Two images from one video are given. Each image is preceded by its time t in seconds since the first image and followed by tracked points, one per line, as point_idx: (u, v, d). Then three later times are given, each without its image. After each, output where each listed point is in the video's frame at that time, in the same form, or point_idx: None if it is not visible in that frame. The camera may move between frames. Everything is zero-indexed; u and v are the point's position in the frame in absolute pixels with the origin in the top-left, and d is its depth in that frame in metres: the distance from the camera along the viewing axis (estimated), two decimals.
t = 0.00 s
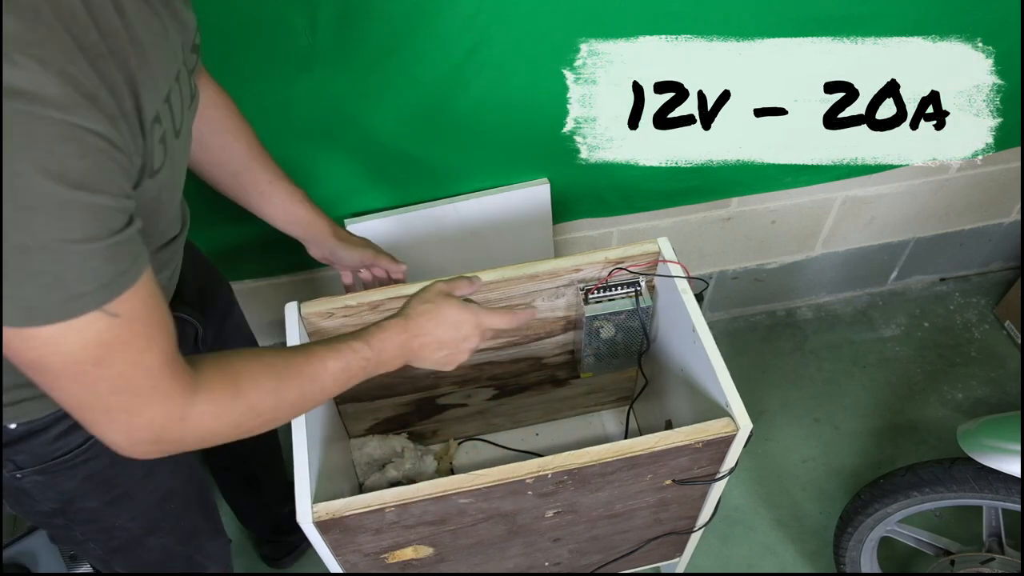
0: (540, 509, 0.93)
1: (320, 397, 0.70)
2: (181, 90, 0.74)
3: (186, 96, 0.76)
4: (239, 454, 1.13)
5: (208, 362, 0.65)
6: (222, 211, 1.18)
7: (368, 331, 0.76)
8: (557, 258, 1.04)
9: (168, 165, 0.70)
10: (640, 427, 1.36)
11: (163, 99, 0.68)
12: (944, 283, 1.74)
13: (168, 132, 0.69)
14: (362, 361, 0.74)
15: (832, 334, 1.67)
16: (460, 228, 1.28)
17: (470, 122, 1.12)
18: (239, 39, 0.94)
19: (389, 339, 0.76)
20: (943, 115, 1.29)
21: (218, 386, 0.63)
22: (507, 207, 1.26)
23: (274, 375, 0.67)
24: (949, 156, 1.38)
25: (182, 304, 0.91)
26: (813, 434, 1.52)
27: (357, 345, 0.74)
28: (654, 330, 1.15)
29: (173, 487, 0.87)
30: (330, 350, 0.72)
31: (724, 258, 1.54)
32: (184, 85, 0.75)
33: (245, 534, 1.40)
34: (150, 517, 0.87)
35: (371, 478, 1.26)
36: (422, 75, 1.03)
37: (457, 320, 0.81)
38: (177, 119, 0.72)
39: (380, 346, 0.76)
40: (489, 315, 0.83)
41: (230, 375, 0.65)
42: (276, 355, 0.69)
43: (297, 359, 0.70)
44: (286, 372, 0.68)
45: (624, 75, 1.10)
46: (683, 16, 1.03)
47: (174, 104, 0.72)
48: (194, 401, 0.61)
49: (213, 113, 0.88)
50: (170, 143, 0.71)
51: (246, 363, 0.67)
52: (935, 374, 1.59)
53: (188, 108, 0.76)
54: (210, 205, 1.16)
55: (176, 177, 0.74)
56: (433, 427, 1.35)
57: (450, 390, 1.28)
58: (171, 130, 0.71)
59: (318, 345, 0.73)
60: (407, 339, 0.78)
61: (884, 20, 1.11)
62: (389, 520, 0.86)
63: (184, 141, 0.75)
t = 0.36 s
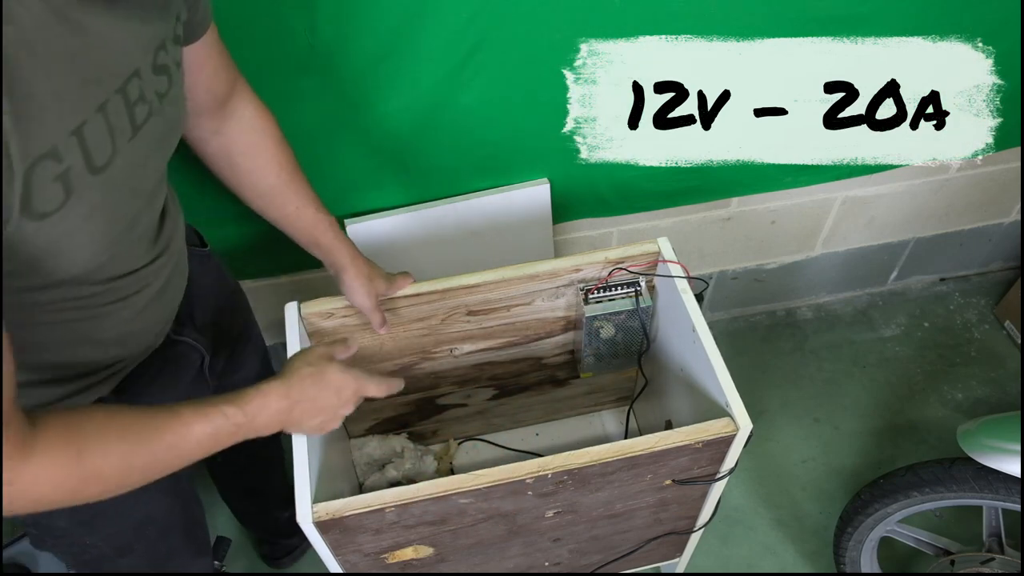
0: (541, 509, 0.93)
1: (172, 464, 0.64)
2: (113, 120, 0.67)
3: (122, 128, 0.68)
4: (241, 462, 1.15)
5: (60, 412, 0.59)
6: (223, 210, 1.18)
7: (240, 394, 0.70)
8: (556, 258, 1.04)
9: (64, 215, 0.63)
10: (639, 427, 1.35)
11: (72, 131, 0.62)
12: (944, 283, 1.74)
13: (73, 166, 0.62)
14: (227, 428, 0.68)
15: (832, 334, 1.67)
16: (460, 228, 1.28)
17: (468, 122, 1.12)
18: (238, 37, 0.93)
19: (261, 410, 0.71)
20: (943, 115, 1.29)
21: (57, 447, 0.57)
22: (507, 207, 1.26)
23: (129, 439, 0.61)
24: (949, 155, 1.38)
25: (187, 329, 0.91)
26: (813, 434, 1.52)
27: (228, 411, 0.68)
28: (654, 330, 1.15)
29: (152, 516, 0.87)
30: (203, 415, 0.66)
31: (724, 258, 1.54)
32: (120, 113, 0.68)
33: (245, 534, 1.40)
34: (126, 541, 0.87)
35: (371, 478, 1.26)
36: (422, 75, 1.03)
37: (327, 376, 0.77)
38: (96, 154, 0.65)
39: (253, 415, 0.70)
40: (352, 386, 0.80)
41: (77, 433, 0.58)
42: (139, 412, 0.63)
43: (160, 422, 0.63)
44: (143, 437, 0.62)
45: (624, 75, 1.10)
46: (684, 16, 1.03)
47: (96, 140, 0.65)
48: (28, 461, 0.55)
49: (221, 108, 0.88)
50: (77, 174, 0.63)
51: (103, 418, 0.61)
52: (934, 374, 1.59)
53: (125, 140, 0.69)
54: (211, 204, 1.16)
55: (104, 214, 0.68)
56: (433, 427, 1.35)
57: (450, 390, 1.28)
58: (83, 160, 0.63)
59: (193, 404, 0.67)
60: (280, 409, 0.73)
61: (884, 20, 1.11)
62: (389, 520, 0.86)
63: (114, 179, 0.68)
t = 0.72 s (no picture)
0: (540, 509, 0.93)
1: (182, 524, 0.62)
2: (61, 146, 0.63)
3: (74, 152, 0.64)
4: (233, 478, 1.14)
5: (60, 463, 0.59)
6: (222, 211, 1.18)
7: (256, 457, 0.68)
8: (556, 258, 1.04)
9: (18, 256, 0.60)
10: (639, 427, 1.36)
11: (16, 162, 0.58)
12: (944, 283, 1.74)
13: (23, 201, 0.59)
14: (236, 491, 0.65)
15: (832, 334, 1.67)
16: (460, 228, 1.28)
17: (468, 122, 1.12)
18: (237, 37, 0.93)
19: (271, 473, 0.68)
20: (943, 115, 1.29)
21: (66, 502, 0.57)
22: (507, 207, 1.26)
23: (131, 497, 0.59)
24: (949, 155, 1.38)
25: (178, 349, 0.90)
26: (813, 434, 1.52)
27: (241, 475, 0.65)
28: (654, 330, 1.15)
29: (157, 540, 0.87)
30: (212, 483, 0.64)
31: (724, 258, 1.54)
32: (69, 136, 0.64)
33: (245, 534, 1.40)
34: (139, 565, 0.86)
35: (371, 478, 1.23)
36: (422, 76, 1.03)
37: (341, 443, 0.75)
38: (49, 184, 0.62)
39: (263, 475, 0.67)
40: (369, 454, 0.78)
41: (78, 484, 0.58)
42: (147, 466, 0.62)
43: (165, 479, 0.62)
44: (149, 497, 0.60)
45: (624, 75, 1.10)
46: (684, 15, 1.03)
47: (45, 169, 0.61)
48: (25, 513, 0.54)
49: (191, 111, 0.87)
50: (31, 209, 0.60)
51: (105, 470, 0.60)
52: (935, 374, 1.59)
53: (79, 164, 0.65)
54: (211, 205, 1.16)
55: (67, 243, 0.65)
56: (434, 427, 1.35)
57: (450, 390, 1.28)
58: (34, 191, 0.60)
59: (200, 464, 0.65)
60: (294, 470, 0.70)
61: (884, 20, 1.11)
62: (389, 520, 0.86)
63: (73, 208, 0.65)
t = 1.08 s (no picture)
0: (540, 509, 0.93)
1: None
2: (40, 123, 0.60)
3: (56, 130, 0.61)
4: (228, 487, 1.13)
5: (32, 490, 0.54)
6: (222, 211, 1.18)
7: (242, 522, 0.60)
8: (556, 258, 1.04)
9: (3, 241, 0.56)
10: (640, 427, 1.35)
11: None
12: (944, 283, 1.74)
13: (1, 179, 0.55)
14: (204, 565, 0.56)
15: (832, 334, 1.67)
16: (460, 228, 1.28)
17: (468, 122, 1.12)
18: (237, 38, 0.93)
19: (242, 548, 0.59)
20: (943, 115, 1.29)
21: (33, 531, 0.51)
22: (508, 208, 1.26)
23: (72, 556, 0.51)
24: (948, 155, 1.38)
25: (194, 349, 0.89)
26: (813, 434, 1.52)
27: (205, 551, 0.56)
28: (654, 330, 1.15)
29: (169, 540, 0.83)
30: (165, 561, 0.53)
31: (724, 258, 1.54)
32: (47, 114, 0.61)
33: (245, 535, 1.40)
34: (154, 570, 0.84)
35: (371, 478, 1.26)
36: (422, 75, 1.03)
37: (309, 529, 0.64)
38: (31, 163, 0.58)
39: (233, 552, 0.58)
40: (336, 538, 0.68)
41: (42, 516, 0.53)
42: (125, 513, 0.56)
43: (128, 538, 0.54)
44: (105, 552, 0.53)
45: (624, 75, 1.10)
46: (684, 15, 1.03)
47: (25, 147, 0.58)
48: None
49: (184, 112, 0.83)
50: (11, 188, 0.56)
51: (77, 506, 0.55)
52: (934, 374, 1.59)
53: (62, 142, 0.61)
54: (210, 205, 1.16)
55: (57, 226, 0.61)
56: (434, 427, 1.35)
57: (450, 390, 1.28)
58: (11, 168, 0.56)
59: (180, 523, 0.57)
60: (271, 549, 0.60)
61: (884, 20, 1.11)
62: (389, 520, 0.86)
63: (59, 189, 0.61)
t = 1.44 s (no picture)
0: (541, 509, 0.93)
1: None
2: (66, 125, 0.59)
3: (82, 132, 0.61)
4: (237, 479, 1.15)
5: (48, 464, 0.53)
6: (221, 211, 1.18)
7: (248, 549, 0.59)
8: (555, 258, 1.04)
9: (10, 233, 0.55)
10: (640, 427, 1.35)
11: (12, 133, 0.55)
12: (944, 283, 1.74)
13: (19, 174, 0.55)
14: None
15: (832, 334, 1.67)
16: (460, 228, 1.28)
17: (468, 122, 1.12)
18: (239, 38, 0.93)
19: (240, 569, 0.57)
20: (943, 115, 1.29)
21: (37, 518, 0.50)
22: (508, 207, 1.26)
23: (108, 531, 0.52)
24: (949, 155, 1.38)
25: (199, 350, 0.89)
26: (813, 434, 1.52)
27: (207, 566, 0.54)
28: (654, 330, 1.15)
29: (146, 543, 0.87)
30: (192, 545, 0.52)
31: (724, 258, 1.54)
32: (76, 117, 0.60)
33: (245, 534, 1.40)
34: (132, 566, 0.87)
35: (371, 478, 1.26)
36: (423, 75, 1.03)
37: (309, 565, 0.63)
38: (50, 161, 0.58)
39: None
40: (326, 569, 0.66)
41: (62, 491, 0.52)
42: (140, 510, 0.55)
43: (142, 540, 0.53)
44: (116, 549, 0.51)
45: (624, 75, 1.10)
46: (684, 15, 1.03)
47: (47, 146, 0.57)
48: None
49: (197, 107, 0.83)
50: (27, 184, 0.56)
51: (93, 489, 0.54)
52: (935, 374, 1.59)
53: (87, 146, 0.61)
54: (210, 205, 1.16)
55: (71, 225, 0.61)
56: (434, 427, 1.35)
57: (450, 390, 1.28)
58: (33, 168, 0.56)
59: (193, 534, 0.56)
60: None
61: (884, 20, 1.11)
62: (388, 520, 0.86)
63: (77, 189, 0.61)
